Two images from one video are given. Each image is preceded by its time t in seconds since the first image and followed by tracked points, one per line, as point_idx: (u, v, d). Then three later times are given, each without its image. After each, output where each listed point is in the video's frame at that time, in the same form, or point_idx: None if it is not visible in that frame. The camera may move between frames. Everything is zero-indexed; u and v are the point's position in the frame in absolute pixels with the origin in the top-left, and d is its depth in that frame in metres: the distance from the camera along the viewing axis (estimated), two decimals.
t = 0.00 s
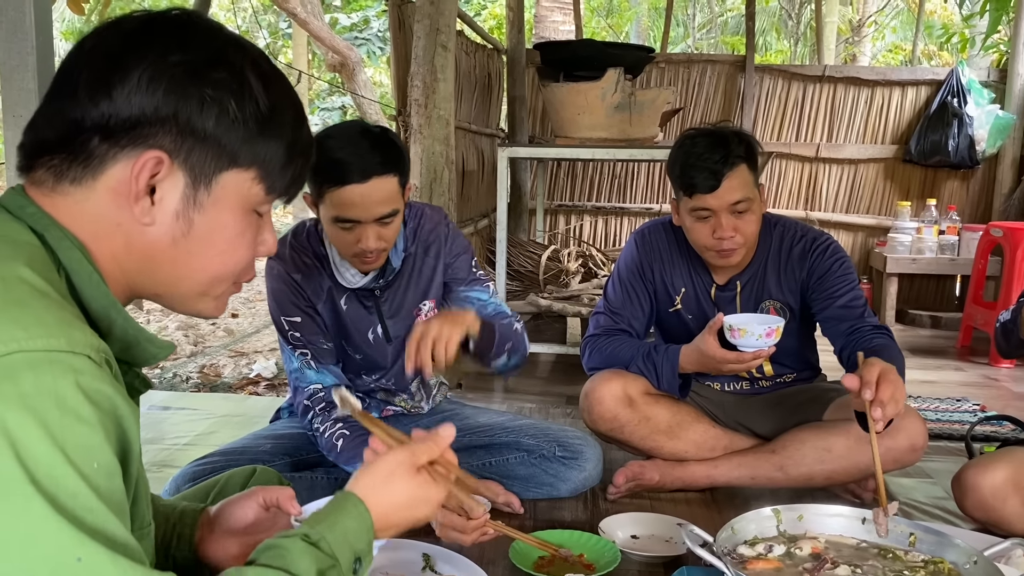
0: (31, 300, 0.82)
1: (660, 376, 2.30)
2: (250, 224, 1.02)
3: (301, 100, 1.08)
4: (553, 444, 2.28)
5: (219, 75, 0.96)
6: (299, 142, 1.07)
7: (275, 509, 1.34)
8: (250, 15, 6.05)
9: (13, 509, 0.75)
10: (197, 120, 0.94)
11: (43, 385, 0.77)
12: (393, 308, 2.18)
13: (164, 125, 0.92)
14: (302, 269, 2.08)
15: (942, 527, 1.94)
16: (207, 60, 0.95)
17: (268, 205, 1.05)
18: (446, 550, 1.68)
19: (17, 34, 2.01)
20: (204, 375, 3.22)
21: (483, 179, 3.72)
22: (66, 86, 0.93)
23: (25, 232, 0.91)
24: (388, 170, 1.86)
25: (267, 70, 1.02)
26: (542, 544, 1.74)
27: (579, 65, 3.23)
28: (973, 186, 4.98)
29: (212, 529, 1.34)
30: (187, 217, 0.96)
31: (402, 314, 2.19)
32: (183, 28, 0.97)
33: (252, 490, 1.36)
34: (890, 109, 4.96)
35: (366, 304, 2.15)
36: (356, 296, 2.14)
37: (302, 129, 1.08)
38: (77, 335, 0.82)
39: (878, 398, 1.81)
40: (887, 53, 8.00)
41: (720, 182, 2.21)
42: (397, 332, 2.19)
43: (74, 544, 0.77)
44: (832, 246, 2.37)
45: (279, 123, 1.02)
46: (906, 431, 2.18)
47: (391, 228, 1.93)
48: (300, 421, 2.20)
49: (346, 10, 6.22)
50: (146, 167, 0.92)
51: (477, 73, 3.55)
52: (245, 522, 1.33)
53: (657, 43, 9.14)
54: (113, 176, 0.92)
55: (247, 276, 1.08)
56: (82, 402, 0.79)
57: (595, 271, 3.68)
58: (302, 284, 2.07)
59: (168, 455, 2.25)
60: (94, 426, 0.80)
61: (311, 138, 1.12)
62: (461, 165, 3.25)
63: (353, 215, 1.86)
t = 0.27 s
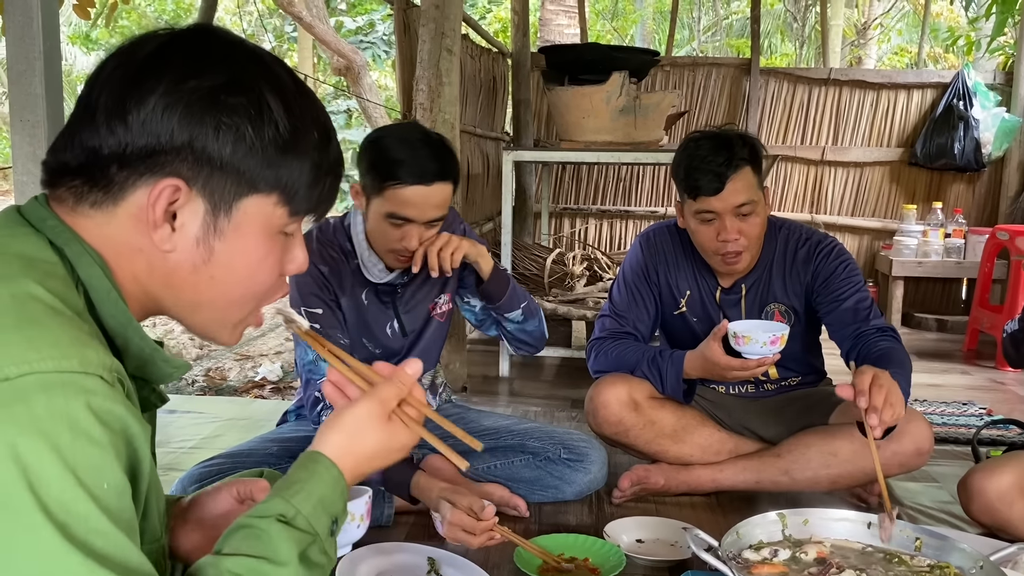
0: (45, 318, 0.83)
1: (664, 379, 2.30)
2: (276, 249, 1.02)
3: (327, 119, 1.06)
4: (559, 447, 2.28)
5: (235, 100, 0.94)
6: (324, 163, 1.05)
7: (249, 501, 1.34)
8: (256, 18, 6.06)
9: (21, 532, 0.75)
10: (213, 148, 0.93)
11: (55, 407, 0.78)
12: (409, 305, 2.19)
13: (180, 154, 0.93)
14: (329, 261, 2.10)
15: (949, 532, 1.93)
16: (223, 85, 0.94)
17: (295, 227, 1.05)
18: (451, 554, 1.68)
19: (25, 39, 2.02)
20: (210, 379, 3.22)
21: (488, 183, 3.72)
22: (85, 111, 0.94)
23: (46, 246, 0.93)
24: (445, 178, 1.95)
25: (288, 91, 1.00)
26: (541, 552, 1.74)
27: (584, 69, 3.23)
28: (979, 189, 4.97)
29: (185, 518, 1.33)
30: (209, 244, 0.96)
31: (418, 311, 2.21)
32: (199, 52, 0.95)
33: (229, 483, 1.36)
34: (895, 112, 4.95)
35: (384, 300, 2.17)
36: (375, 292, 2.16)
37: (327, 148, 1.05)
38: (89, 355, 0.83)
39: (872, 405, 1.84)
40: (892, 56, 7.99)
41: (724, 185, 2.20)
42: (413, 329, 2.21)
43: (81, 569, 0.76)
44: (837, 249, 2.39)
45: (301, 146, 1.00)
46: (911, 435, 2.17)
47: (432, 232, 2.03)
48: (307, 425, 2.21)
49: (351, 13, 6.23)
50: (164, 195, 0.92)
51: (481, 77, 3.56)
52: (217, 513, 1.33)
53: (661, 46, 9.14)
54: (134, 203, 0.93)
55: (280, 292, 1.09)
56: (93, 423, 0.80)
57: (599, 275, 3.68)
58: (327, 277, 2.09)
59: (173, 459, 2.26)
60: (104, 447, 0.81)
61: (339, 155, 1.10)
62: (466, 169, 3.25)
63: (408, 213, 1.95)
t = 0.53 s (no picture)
0: (53, 332, 0.82)
1: (670, 382, 2.29)
2: (289, 256, 1.02)
3: (338, 125, 1.06)
4: (563, 449, 2.27)
5: (241, 108, 0.95)
6: (336, 169, 1.05)
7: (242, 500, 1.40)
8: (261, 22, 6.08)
9: (38, 548, 0.75)
10: (219, 155, 0.94)
11: (67, 422, 0.78)
12: (424, 309, 2.26)
13: (187, 162, 0.93)
14: (353, 254, 2.14)
15: (955, 535, 1.92)
16: (231, 92, 0.95)
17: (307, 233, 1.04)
18: (455, 557, 1.69)
19: (30, 44, 2.03)
20: (215, 382, 3.23)
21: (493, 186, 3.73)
22: (94, 120, 0.95)
23: (56, 256, 0.93)
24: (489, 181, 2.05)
25: (297, 98, 1.00)
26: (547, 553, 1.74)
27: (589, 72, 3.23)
28: (986, 191, 4.95)
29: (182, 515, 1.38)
30: (219, 252, 0.96)
31: (431, 315, 2.28)
32: (206, 60, 0.96)
33: (223, 482, 1.42)
34: (901, 114, 4.94)
35: (400, 299, 2.23)
36: (392, 290, 2.21)
37: (339, 154, 1.05)
38: (101, 367, 0.83)
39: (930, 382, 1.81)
40: (898, 57, 7.97)
41: (736, 189, 2.20)
42: (425, 330, 2.28)
43: None
44: (842, 251, 2.39)
45: (310, 152, 1.01)
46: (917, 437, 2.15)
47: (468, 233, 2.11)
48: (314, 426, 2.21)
49: (356, 16, 6.24)
50: (171, 203, 0.93)
51: (486, 79, 3.56)
52: (214, 510, 1.39)
53: (666, 48, 9.13)
54: (142, 212, 0.94)
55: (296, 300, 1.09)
56: (105, 438, 0.80)
57: (604, 277, 3.68)
58: (349, 270, 2.14)
59: (178, 461, 2.26)
60: (116, 458, 0.81)
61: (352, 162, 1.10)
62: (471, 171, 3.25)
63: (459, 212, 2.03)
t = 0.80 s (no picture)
0: (62, 335, 0.80)
1: (676, 383, 2.29)
2: (295, 249, 1.00)
3: (338, 111, 1.02)
4: (570, 450, 2.33)
5: (234, 100, 0.92)
6: (338, 156, 1.01)
7: (281, 508, 1.35)
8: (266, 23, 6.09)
9: (44, 559, 0.73)
10: (214, 149, 0.91)
11: (73, 430, 0.75)
12: (430, 310, 2.27)
13: (183, 158, 0.91)
14: (362, 253, 2.15)
15: (962, 535, 1.92)
16: (224, 84, 0.92)
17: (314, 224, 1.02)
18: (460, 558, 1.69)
19: (38, 45, 2.03)
20: (221, 382, 3.23)
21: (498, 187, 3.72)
22: (91, 119, 0.94)
23: (63, 256, 0.92)
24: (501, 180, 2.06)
25: (293, 86, 0.97)
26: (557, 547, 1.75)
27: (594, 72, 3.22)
28: (992, 192, 4.94)
29: (213, 523, 1.33)
30: (223, 248, 0.94)
31: (438, 317, 2.29)
32: (198, 52, 0.94)
33: (260, 487, 1.37)
34: (907, 114, 4.93)
35: (408, 300, 2.24)
36: (400, 291, 2.22)
37: (341, 142, 1.02)
38: (110, 373, 0.80)
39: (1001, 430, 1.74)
40: (903, 58, 7.96)
41: (761, 190, 2.18)
42: (429, 332, 2.28)
43: None
44: (854, 250, 2.41)
45: (309, 141, 0.97)
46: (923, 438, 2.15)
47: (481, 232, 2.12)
48: (320, 428, 2.22)
49: (361, 18, 6.25)
50: (171, 201, 0.91)
51: (491, 80, 3.56)
52: (250, 517, 1.34)
53: (671, 49, 9.13)
54: (143, 209, 0.92)
55: (307, 292, 1.07)
56: (114, 447, 0.77)
57: (610, 278, 3.67)
58: (360, 268, 2.14)
59: (184, 462, 2.26)
60: (125, 467, 0.78)
61: (356, 150, 1.06)
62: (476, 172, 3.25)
63: (472, 210, 2.03)
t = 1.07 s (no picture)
0: (49, 337, 0.77)
1: (682, 385, 2.29)
2: (285, 235, 0.97)
3: (322, 87, 0.98)
4: (576, 451, 2.29)
5: (209, 82, 0.89)
6: (323, 135, 0.98)
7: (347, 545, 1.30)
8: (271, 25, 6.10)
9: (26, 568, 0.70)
10: (191, 135, 0.89)
11: (56, 435, 0.72)
12: (434, 312, 2.27)
13: (160, 146, 0.88)
14: (364, 253, 2.16)
15: (970, 537, 1.91)
16: (197, 66, 0.89)
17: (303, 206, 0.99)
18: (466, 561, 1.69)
19: (44, 48, 2.04)
20: (227, 384, 3.24)
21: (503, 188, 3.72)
22: (67, 110, 0.92)
23: (55, 255, 0.89)
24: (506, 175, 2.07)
25: (271, 65, 0.93)
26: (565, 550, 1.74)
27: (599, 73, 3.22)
28: (999, 192, 4.93)
29: (281, 548, 1.31)
30: (208, 238, 0.92)
31: (442, 319, 2.28)
32: (171, 33, 0.90)
33: (328, 518, 1.31)
34: (912, 115, 4.91)
35: (411, 301, 2.24)
36: (403, 292, 2.23)
37: (326, 119, 0.98)
38: (97, 376, 0.76)
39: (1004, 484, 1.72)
40: (909, 58, 7.94)
41: (779, 191, 2.19)
42: (433, 335, 2.27)
43: None
44: (866, 254, 2.39)
45: (291, 121, 0.94)
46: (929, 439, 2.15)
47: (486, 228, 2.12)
48: (326, 429, 2.23)
49: (366, 19, 6.26)
50: (151, 192, 0.89)
51: (496, 81, 3.57)
52: (317, 547, 1.30)
53: (676, 50, 9.13)
54: (124, 202, 0.90)
55: (302, 280, 1.05)
56: (98, 452, 0.74)
57: (615, 279, 3.67)
58: (362, 268, 2.15)
59: (190, 463, 2.27)
60: (111, 473, 0.75)
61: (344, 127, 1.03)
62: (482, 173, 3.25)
63: (475, 203, 2.04)
